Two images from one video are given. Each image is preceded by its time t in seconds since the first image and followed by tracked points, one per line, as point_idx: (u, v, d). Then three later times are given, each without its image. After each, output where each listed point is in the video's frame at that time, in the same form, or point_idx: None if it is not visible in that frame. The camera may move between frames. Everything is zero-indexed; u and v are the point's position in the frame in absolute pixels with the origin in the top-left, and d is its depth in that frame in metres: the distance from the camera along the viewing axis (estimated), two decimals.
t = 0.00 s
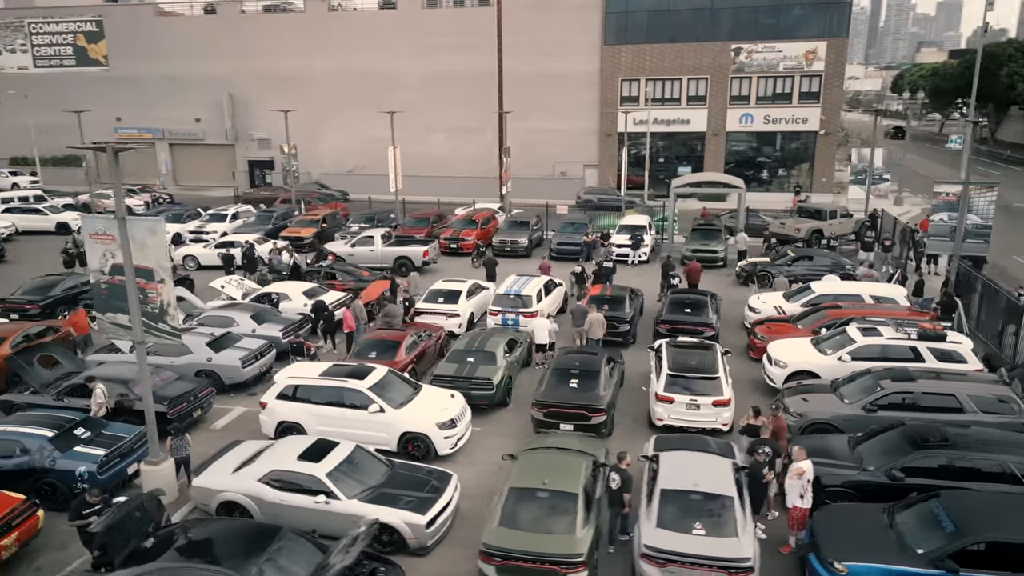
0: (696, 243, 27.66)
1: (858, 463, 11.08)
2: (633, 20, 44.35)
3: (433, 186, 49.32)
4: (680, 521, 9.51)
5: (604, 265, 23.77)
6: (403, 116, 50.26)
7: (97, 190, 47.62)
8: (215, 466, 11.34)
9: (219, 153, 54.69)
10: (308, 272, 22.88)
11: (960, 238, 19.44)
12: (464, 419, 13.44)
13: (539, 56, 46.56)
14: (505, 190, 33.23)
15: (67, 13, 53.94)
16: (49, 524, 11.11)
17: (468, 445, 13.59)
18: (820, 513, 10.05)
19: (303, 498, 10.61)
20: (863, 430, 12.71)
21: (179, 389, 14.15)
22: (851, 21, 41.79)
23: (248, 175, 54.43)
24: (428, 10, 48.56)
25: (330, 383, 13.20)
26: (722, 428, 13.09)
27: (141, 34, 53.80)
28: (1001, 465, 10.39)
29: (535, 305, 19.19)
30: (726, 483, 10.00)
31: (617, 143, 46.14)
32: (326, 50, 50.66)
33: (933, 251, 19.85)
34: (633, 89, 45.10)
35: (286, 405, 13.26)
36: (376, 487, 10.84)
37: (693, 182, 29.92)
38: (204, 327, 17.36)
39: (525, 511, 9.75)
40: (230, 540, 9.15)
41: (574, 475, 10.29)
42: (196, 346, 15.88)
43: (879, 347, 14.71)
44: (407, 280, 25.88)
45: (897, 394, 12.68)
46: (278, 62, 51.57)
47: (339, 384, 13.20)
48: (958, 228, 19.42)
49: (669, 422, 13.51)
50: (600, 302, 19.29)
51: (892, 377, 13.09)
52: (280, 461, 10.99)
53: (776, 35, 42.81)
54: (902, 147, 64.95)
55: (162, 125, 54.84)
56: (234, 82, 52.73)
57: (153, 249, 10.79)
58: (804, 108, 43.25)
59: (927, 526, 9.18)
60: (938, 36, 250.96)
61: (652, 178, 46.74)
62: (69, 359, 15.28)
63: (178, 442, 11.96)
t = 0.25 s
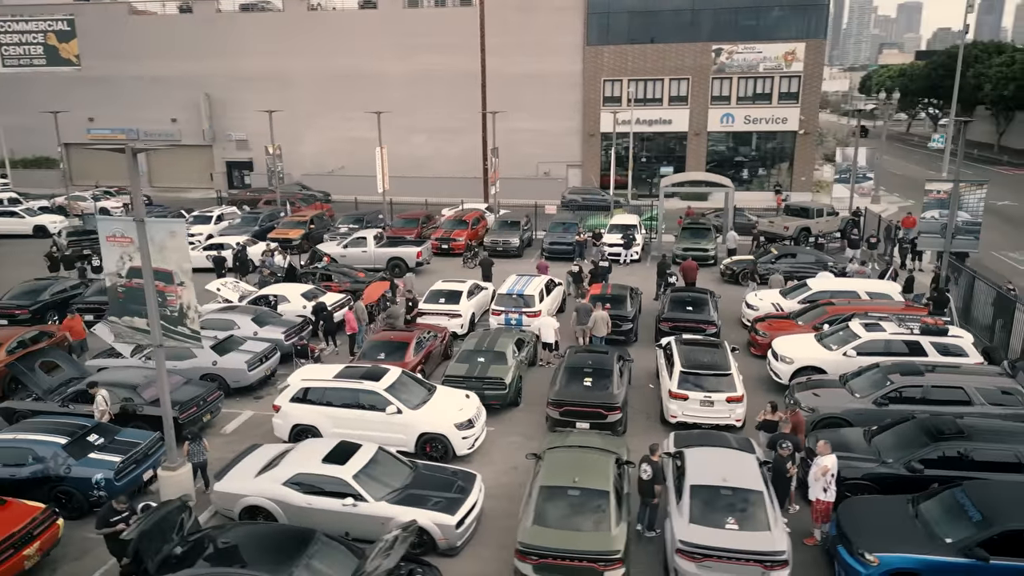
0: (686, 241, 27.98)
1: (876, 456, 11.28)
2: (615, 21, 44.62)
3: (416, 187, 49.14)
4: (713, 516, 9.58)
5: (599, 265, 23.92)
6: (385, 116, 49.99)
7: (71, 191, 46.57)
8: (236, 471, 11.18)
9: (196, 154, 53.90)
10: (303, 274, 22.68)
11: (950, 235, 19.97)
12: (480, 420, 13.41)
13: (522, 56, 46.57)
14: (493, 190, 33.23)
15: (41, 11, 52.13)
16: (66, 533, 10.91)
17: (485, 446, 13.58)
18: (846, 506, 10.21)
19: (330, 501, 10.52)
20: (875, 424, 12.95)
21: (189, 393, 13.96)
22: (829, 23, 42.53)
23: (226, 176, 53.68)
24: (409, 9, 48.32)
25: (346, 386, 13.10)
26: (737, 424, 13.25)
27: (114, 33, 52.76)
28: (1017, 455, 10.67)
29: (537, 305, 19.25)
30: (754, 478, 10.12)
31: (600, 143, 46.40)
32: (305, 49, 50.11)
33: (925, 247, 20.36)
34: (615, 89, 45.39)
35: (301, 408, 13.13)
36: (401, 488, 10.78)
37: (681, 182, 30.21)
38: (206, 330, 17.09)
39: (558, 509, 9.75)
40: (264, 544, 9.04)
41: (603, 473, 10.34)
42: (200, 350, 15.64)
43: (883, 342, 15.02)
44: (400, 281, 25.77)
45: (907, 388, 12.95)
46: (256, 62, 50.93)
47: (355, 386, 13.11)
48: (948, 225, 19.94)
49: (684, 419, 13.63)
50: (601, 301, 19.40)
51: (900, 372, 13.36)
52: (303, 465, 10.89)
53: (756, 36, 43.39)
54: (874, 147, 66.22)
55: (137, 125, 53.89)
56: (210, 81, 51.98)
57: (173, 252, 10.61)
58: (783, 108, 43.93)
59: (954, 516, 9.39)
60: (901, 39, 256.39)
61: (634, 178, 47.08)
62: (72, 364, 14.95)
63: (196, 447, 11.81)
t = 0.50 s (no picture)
0: (676, 240, 28.31)
1: (895, 447, 11.55)
2: (595, 22, 44.88)
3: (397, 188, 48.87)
4: (749, 509, 9.71)
5: (594, 264, 24.07)
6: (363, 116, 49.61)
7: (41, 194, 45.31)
8: (262, 475, 11.04)
9: (168, 154, 52.90)
10: (298, 276, 22.43)
11: (939, 231, 20.57)
12: (499, 420, 13.37)
13: (502, 56, 46.57)
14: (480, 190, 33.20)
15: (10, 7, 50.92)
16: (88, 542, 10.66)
17: (503, 445, 13.59)
18: (871, 497, 10.45)
19: (362, 504, 10.44)
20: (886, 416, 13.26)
21: (202, 398, 13.72)
22: (804, 24, 43.33)
23: (200, 178, 52.77)
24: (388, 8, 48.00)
25: (365, 388, 13.00)
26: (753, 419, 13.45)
27: (82, 31, 51.49)
28: None
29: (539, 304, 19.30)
30: (784, 471, 10.28)
31: (581, 143, 46.63)
32: (281, 48, 49.44)
33: (914, 243, 20.93)
34: (595, 90, 45.67)
35: (319, 410, 13.00)
36: (432, 489, 10.73)
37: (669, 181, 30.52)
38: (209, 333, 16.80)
39: (595, 506, 9.79)
40: (305, 547, 8.97)
41: (636, 470, 10.42)
42: (206, 354, 15.39)
43: (886, 337, 15.39)
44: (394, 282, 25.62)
45: (917, 381, 13.28)
46: (231, 61, 50.13)
47: (373, 388, 13.00)
48: (937, 222, 20.54)
49: (700, 415, 13.79)
50: (603, 300, 19.51)
51: (908, 365, 13.70)
52: (332, 468, 10.79)
53: (733, 37, 44.00)
54: (844, 146, 67.57)
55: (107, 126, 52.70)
56: (183, 81, 51.03)
57: (197, 254, 10.44)
58: (760, 108, 44.63)
59: (981, 504, 9.66)
60: (861, 41, 262.04)
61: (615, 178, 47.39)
62: (76, 371, 14.55)
63: (217, 452, 11.61)
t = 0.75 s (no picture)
0: (666, 239, 28.59)
1: (910, 440, 11.78)
2: (578, 22, 45.06)
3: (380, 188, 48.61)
4: (779, 503, 9.84)
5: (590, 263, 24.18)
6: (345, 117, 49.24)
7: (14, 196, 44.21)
8: (285, 478, 10.93)
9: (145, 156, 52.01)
10: (294, 277, 22.21)
11: (929, 228, 21.05)
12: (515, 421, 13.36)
13: (485, 56, 46.52)
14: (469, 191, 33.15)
15: None
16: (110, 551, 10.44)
17: (520, 445, 13.60)
18: (892, 489, 10.65)
19: (390, 505, 10.38)
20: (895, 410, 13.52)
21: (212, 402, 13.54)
22: (783, 26, 43.97)
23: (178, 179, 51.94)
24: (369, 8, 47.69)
25: (381, 390, 12.92)
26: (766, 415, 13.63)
27: (54, 30, 50.38)
28: None
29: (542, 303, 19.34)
30: (809, 465, 10.43)
31: (564, 143, 46.80)
32: (261, 48, 48.85)
33: (906, 240, 21.40)
34: (578, 90, 45.85)
35: (336, 413, 12.89)
36: (460, 490, 10.71)
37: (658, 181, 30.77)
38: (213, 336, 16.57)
39: (627, 504, 9.85)
40: (342, 549, 8.97)
41: (664, 467, 10.48)
42: (213, 357, 15.17)
43: (889, 333, 15.68)
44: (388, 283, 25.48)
45: (924, 375, 13.56)
46: (209, 61, 49.41)
47: (390, 389, 12.94)
48: (928, 219, 21.02)
49: (714, 412, 13.92)
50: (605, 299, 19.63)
51: (915, 360, 13.98)
52: (358, 470, 10.72)
53: (715, 38, 44.48)
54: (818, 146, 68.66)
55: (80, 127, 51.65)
56: (160, 81, 50.17)
57: (220, 256, 10.30)
58: (741, 109, 45.19)
59: (1001, 492, 9.89)
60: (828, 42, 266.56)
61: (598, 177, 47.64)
62: (81, 377, 14.25)
63: (237, 456, 11.46)
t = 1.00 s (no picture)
0: (656, 238, 28.86)
1: (926, 432, 12.07)
2: (558, 22, 45.19)
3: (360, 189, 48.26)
4: (811, 496, 10.00)
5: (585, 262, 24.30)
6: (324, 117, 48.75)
7: None
8: (314, 482, 10.82)
9: (117, 157, 50.92)
10: (290, 279, 21.96)
11: (919, 225, 21.60)
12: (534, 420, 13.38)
13: (465, 56, 46.42)
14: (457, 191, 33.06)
15: None
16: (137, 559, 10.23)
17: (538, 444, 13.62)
18: (915, 480, 10.90)
19: (424, 506, 10.32)
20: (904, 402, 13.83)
21: (226, 407, 13.33)
22: (760, 27, 44.60)
23: (152, 181, 50.96)
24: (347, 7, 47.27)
25: (401, 391, 12.85)
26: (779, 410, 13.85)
27: (20, 28, 49.03)
28: None
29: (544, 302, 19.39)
30: (836, 459, 10.62)
31: (545, 143, 46.95)
32: (237, 47, 48.11)
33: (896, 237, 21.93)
34: (559, 90, 46.01)
35: (355, 415, 12.79)
36: (492, 490, 10.69)
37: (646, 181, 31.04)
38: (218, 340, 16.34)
39: (664, 500, 9.93)
40: (390, 551, 8.87)
41: (695, 463, 10.58)
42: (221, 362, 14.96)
43: (891, 328, 16.03)
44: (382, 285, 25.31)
45: (931, 368, 13.90)
46: (183, 61, 48.53)
47: (410, 391, 12.88)
48: (917, 216, 21.58)
49: (728, 407, 14.11)
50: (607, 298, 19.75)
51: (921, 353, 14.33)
52: (389, 472, 10.64)
53: (694, 39, 44.94)
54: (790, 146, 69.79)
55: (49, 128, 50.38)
56: (132, 81, 49.11)
57: (249, 258, 10.16)
58: (720, 109, 45.75)
59: None
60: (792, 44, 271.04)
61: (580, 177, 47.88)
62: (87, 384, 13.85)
63: (263, 460, 11.31)
